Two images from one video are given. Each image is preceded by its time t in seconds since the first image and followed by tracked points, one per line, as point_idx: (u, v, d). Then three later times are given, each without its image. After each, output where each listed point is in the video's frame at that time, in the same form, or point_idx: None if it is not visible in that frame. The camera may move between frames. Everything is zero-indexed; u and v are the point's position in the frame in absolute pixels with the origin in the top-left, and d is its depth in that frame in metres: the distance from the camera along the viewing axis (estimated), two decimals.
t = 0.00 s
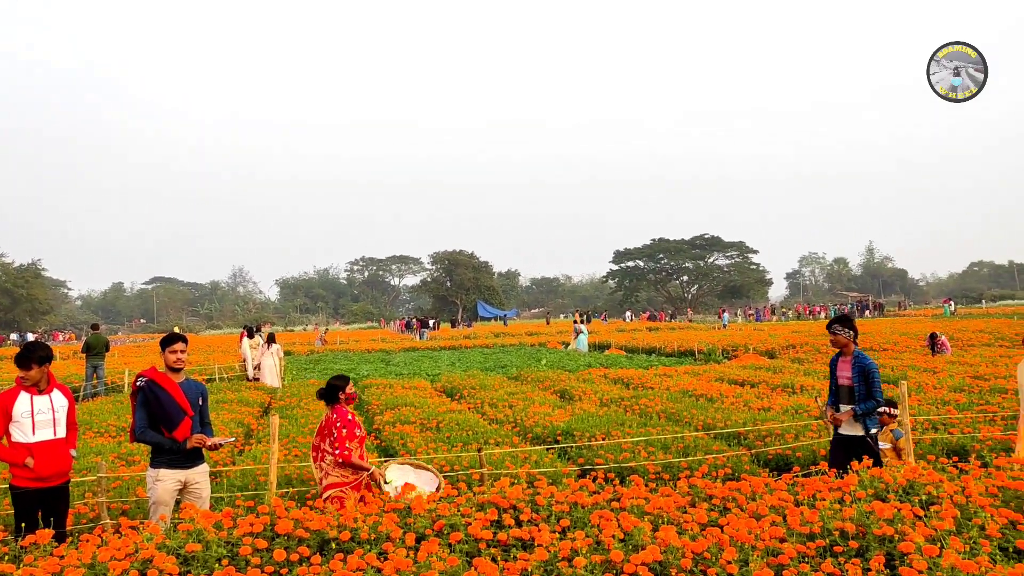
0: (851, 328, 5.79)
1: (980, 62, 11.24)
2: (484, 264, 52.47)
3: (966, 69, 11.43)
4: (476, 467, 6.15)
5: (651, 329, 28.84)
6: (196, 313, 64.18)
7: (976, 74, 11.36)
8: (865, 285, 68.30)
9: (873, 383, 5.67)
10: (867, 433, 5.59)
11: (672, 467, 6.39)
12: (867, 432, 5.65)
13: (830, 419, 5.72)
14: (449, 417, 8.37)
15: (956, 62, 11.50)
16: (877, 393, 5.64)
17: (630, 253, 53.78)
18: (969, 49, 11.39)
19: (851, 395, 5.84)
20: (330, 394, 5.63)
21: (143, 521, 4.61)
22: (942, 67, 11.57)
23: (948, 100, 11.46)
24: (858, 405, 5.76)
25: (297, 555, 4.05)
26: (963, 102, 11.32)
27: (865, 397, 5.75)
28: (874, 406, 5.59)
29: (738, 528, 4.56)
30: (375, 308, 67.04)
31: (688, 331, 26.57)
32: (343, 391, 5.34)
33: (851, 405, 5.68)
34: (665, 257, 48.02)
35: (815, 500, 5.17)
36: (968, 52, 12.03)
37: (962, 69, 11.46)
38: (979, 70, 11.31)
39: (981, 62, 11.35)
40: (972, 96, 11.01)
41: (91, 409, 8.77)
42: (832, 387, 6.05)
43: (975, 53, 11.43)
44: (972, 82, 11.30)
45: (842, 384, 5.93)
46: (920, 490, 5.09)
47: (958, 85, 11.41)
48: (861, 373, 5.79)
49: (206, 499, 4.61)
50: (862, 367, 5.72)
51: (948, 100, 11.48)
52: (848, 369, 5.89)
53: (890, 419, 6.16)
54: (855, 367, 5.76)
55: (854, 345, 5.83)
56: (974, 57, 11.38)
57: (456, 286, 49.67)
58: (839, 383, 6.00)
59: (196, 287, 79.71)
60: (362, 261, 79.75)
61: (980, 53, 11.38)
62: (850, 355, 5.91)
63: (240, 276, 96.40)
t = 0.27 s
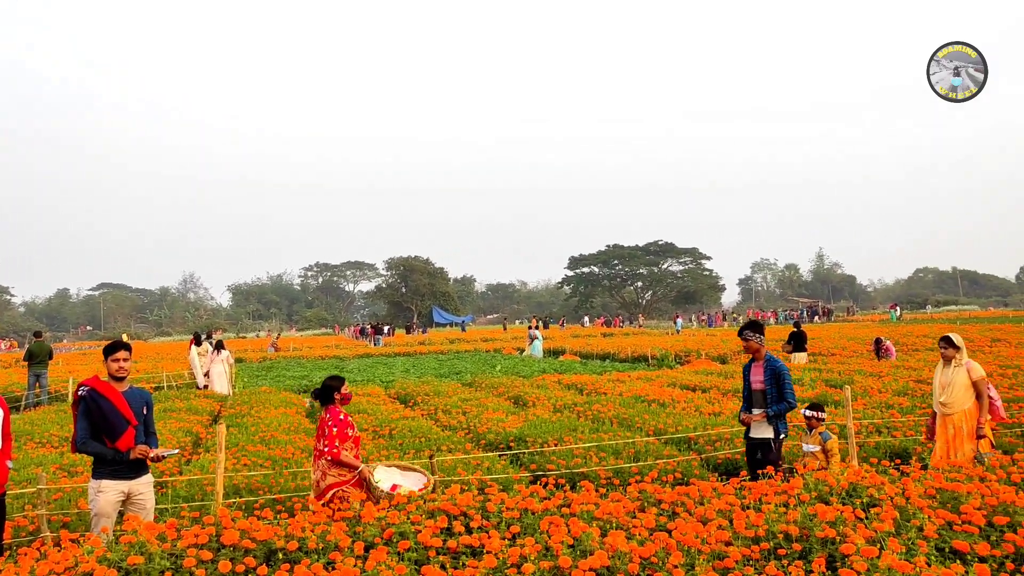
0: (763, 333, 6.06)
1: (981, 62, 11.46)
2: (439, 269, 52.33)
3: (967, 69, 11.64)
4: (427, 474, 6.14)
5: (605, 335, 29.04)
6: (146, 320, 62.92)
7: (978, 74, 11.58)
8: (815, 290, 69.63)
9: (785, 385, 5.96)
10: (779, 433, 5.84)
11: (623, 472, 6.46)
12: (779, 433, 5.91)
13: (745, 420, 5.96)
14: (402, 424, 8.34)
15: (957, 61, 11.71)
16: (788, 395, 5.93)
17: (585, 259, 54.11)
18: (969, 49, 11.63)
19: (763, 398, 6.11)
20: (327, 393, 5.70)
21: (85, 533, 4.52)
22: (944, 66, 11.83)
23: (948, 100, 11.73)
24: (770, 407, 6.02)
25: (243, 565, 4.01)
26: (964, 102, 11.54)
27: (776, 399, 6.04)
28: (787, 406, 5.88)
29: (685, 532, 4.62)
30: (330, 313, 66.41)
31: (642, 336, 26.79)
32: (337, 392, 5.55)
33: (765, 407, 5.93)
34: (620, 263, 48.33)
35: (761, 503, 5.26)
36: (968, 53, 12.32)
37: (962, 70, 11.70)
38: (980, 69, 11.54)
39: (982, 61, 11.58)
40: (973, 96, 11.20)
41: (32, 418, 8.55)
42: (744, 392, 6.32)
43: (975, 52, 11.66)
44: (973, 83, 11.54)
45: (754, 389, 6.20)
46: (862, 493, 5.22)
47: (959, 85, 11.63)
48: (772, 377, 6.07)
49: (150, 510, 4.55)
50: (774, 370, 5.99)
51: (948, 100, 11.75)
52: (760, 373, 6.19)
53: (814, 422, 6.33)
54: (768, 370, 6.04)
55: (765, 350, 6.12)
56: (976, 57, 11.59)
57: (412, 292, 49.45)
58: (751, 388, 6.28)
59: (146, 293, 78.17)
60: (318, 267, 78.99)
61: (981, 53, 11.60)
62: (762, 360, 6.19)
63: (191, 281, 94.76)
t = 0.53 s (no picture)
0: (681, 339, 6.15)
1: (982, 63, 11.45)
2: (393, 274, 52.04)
3: (968, 68, 11.58)
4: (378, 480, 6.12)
5: (559, 339, 29.16)
6: (93, 324, 61.52)
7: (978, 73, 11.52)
8: (767, 294, 70.75)
9: (703, 391, 6.07)
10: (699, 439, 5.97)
11: (574, 476, 6.51)
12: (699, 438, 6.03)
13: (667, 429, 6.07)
14: (354, 429, 8.28)
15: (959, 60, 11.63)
16: (707, 400, 6.05)
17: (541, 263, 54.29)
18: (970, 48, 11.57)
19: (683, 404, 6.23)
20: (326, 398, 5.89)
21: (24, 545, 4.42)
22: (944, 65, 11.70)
23: (948, 100, 11.66)
24: (690, 413, 6.14)
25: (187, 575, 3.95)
26: (962, 101, 11.47)
27: (696, 405, 6.16)
28: (707, 411, 5.99)
29: (634, 535, 4.66)
30: (283, 318, 65.64)
31: (596, 340, 26.97)
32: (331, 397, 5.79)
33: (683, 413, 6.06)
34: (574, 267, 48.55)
35: (709, 505, 5.33)
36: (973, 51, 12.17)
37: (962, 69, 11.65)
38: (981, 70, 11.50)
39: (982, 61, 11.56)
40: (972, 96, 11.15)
41: None
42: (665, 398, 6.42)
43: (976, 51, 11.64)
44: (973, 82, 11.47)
45: (675, 395, 6.32)
46: (807, 493, 5.31)
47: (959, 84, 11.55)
48: (691, 382, 6.19)
49: (92, 520, 4.46)
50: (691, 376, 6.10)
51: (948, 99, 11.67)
52: (679, 379, 6.30)
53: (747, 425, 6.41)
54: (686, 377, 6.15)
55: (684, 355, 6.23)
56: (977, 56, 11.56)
57: (366, 296, 49.11)
58: (672, 393, 6.38)
59: (92, 296, 76.43)
60: (271, 270, 78.01)
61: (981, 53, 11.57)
62: (681, 366, 6.31)
63: (139, 285, 92.88)
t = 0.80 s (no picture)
0: (599, 344, 5.93)
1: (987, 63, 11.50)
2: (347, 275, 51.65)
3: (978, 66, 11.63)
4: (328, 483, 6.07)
5: (512, 341, 29.26)
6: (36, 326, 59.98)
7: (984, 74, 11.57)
8: (719, 297, 71.81)
9: (620, 398, 5.87)
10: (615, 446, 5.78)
11: (526, 478, 6.53)
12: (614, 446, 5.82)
13: (582, 435, 5.86)
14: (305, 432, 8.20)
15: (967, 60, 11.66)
16: (623, 407, 5.86)
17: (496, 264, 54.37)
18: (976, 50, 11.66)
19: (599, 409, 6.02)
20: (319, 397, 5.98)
21: None
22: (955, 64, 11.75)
23: (949, 100, 12.27)
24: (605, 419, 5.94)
25: None
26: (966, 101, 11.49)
27: (612, 411, 5.96)
28: (622, 418, 5.80)
29: (583, 536, 4.69)
30: (235, 320, 64.74)
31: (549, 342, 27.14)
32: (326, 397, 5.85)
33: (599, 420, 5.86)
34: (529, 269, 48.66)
35: (658, 506, 5.38)
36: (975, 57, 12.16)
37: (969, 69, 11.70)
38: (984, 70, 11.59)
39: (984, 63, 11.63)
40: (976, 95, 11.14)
41: None
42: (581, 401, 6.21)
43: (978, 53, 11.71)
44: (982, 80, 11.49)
45: (591, 400, 6.10)
46: (753, 493, 5.39)
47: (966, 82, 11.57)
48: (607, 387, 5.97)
49: (28, 528, 4.35)
50: (609, 381, 5.90)
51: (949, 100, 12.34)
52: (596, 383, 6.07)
53: (689, 427, 6.36)
54: (603, 382, 5.94)
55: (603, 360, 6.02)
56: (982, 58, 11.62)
57: (320, 298, 48.68)
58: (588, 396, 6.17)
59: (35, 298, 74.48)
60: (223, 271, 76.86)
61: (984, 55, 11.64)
62: (597, 369, 6.06)
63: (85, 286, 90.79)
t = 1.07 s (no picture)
0: (522, 341, 5.92)
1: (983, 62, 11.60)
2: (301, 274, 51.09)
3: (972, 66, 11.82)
4: (278, 484, 6.00)
5: (468, 341, 29.26)
6: None
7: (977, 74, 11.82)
8: (674, 296, 72.55)
9: (543, 397, 5.89)
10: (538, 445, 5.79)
11: (479, 477, 6.53)
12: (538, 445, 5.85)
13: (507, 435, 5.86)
14: (255, 433, 8.09)
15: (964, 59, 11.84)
16: (546, 406, 5.88)
17: (452, 264, 54.24)
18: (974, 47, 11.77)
19: (523, 408, 6.03)
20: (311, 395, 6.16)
21: None
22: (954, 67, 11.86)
23: (950, 100, 12.07)
24: (529, 418, 5.96)
25: None
26: (965, 98, 11.77)
27: (535, 409, 5.98)
28: (545, 416, 5.82)
29: (533, 534, 4.69)
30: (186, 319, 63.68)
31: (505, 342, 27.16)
32: (321, 394, 6.07)
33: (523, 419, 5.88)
34: (485, 269, 48.50)
35: (609, 504, 5.42)
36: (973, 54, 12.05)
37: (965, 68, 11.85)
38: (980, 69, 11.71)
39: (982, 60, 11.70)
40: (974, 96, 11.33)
41: None
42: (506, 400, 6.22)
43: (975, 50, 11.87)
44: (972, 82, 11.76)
45: (516, 398, 6.10)
46: (703, 490, 5.46)
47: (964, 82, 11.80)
48: (531, 386, 5.98)
49: None
50: (532, 381, 5.91)
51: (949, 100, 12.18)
52: (520, 382, 6.08)
53: (634, 430, 6.28)
54: (526, 381, 5.95)
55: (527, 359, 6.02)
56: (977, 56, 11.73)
57: (273, 296, 48.10)
58: (513, 395, 6.18)
59: None
60: (173, 269, 75.49)
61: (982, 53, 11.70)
62: (521, 368, 6.06)
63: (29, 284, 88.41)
